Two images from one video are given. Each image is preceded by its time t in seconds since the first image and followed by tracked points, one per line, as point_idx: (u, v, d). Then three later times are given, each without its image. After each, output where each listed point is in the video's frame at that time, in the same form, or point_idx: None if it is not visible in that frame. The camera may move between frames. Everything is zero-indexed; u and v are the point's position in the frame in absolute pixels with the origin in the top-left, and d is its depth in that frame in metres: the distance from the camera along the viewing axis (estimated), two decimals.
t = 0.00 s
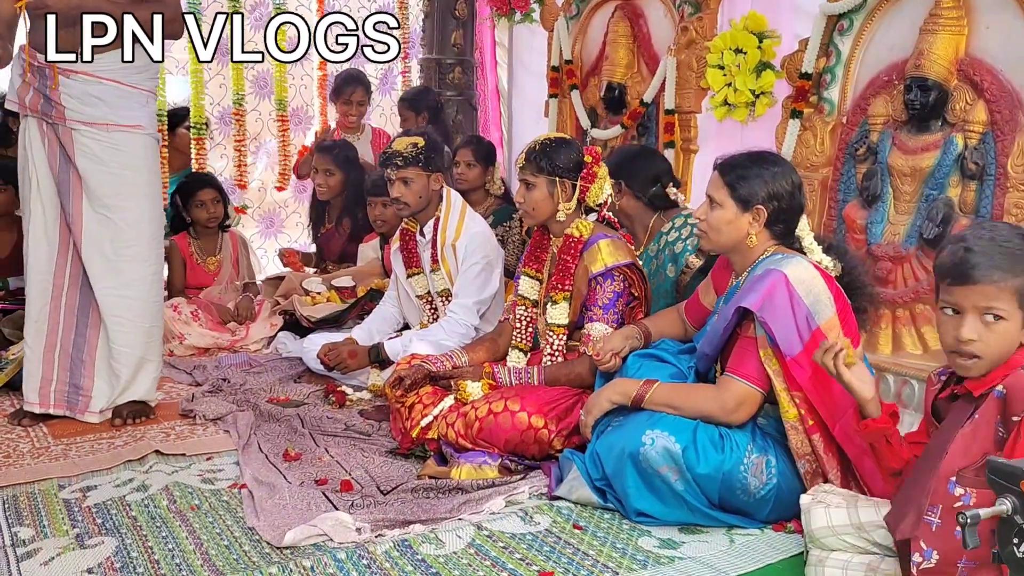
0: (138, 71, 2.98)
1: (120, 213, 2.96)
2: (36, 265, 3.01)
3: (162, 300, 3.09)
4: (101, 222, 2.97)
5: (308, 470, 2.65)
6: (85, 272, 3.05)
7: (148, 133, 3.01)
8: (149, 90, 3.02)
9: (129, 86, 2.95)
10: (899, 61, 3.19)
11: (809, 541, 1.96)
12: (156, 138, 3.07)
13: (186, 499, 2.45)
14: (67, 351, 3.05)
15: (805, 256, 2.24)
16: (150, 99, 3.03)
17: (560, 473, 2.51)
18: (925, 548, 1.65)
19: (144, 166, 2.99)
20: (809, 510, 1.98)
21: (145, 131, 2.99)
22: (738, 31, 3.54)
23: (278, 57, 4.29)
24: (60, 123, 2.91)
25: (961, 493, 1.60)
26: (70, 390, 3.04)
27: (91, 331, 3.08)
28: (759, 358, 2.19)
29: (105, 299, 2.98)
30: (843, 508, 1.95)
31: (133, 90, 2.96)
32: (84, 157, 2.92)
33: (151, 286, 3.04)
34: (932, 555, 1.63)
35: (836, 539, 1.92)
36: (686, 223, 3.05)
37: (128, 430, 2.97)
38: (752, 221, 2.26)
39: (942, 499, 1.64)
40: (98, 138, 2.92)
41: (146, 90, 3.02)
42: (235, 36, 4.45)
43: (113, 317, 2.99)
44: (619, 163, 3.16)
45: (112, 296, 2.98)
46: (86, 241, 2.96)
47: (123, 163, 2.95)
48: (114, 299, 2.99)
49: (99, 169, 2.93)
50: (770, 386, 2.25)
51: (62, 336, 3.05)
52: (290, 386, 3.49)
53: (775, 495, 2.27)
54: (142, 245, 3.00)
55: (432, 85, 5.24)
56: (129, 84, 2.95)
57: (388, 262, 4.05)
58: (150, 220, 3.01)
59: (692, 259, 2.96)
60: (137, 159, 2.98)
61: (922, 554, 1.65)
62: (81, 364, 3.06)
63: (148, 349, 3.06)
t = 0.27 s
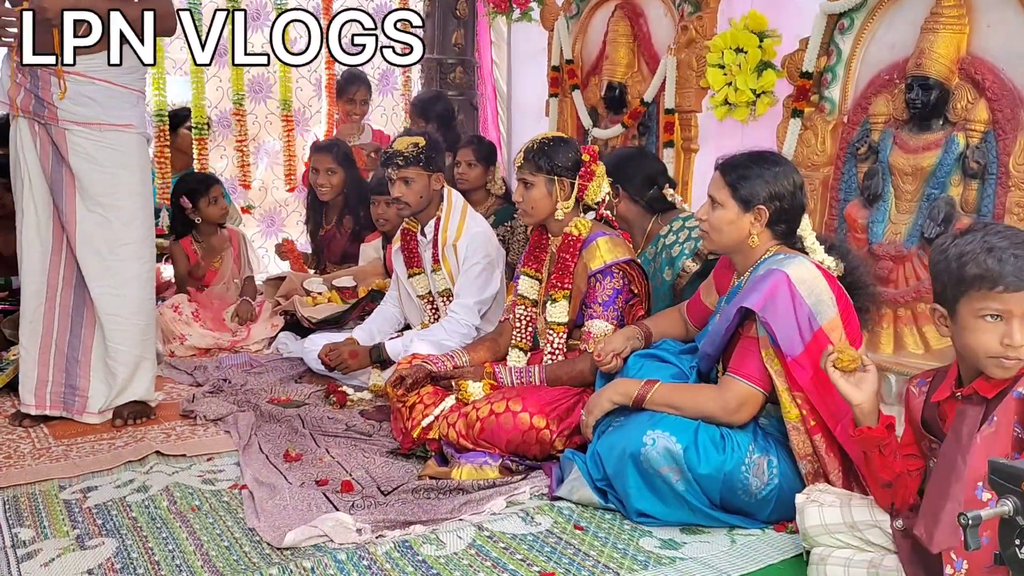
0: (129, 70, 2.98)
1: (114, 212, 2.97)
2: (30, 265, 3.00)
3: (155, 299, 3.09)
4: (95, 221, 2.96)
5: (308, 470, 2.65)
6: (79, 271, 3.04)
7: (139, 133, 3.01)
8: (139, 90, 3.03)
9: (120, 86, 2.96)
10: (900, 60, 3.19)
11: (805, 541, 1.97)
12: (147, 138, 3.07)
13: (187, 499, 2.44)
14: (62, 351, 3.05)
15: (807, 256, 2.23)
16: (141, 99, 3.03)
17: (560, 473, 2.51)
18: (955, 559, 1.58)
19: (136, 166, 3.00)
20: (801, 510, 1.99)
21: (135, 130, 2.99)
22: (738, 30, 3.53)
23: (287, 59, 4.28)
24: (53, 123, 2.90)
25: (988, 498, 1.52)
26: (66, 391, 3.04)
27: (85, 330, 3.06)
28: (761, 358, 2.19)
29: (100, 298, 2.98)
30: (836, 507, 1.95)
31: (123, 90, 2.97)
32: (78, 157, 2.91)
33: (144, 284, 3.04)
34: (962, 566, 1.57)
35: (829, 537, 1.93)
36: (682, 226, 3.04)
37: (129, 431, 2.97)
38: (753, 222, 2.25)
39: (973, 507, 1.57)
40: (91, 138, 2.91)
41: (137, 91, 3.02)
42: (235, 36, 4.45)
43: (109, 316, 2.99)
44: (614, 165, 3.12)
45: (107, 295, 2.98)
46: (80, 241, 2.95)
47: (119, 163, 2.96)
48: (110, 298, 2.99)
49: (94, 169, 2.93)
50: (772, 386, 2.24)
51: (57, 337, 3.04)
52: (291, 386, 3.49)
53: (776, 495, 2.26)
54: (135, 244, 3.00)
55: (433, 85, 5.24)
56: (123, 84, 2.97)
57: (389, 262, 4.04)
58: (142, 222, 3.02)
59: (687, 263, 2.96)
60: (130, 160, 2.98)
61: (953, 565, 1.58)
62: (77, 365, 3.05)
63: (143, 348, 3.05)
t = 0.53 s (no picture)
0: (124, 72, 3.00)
1: (109, 213, 2.98)
2: (23, 267, 2.99)
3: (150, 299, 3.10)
4: (93, 221, 2.97)
5: (310, 471, 2.65)
6: (73, 271, 3.04)
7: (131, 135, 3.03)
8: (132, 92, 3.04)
9: (113, 90, 2.98)
10: (902, 60, 3.19)
11: (810, 541, 1.97)
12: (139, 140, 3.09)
13: (189, 500, 2.44)
14: (57, 352, 3.04)
15: (809, 257, 2.23)
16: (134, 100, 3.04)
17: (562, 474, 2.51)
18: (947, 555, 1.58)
19: (130, 167, 3.02)
20: (808, 509, 1.98)
21: (127, 132, 3.01)
22: (741, 31, 3.53)
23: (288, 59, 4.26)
24: (47, 125, 2.90)
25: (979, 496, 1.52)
26: (61, 392, 3.04)
27: (80, 331, 3.06)
28: (763, 358, 2.19)
29: (96, 299, 2.98)
30: (843, 507, 1.94)
31: (117, 92, 2.99)
32: (74, 158, 2.92)
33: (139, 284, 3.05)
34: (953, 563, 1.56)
35: (835, 538, 1.92)
36: (692, 225, 3.04)
37: (131, 431, 2.98)
38: (754, 222, 2.25)
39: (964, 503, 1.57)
40: (85, 140, 2.93)
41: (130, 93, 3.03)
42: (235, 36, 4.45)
43: (105, 315, 2.99)
44: (623, 165, 3.14)
45: (103, 294, 2.98)
46: (77, 240, 2.95)
47: (113, 164, 2.97)
48: (106, 296, 2.98)
49: (89, 170, 2.93)
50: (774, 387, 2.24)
51: (52, 338, 3.04)
52: (293, 387, 3.50)
53: (779, 496, 2.26)
54: (129, 244, 3.01)
55: (434, 85, 5.24)
56: (116, 88, 2.99)
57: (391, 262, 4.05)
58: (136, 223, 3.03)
59: (695, 262, 2.96)
60: (124, 162, 3.00)
61: (945, 561, 1.58)
62: (72, 365, 3.05)
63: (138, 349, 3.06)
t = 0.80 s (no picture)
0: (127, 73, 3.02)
1: (106, 214, 2.98)
2: (20, 267, 2.99)
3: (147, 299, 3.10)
4: (91, 221, 2.97)
5: (314, 471, 2.65)
6: (71, 270, 3.04)
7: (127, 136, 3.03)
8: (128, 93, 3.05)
9: (110, 92, 2.98)
10: (906, 60, 3.18)
11: (819, 539, 1.96)
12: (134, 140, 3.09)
13: (193, 500, 2.44)
14: (55, 352, 3.04)
15: (812, 258, 2.22)
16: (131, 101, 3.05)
17: (565, 475, 2.50)
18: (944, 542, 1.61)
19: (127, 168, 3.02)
20: (818, 508, 1.97)
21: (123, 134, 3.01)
22: (745, 30, 3.52)
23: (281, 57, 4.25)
24: (45, 127, 2.90)
25: (977, 485, 1.58)
26: (60, 392, 3.04)
27: (78, 331, 3.06)
28: (767, 360, 2.18)
29: (94, 298, 2.97)
30: (854, 506, 1.94)
31: (113, 94, 2.99)
32: (72, 159, 2.92)
33: (136, 284, 3.05)
34: (951, 549, 1.60)
35: (846, 537, 1.91)
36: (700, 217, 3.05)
37: (135, 431, 2.98)
38: (756, 222, 2.25)
39: (958, 491, 1.60)
40: (83, 141, 2.93)
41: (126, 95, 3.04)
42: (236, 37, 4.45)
43: (103, 314, 2.99)
44: (637, 154, 3.13)
45: (101, 294, 2.98)
46: (75, 240, 2.94)
47: (111, 165, 2.98)
48: (103, 296, 2.98)
49: (87, 170, 2.94)
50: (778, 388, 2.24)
51: (50, 338, 3.03)
52: (297, 387, 3.50)
53: (783, 497, 2.25)
54: (126, 244, 3.02)
55: (437, 86, 5.24)
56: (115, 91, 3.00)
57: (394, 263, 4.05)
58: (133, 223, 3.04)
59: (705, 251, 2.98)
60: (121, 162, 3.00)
61: (941, 548, 1.61)
62: (70, 365, 3.05)
63: (136, 348, 3.06)
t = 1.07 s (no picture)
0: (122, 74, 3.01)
1: (106, 215, 2.98)
2: (21, 270, 2.99)
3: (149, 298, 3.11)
4: (91, 222, 2.97)
5: (317, 472, 2.65)
6: (72, 271, 3.04)
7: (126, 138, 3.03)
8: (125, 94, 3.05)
9: (110, 95, 2.99)
10: (910, 61, 3.17)
11: (824, 540, 1.95)
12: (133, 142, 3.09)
13: (196, 501, 2.44)
14: (57, 353, 3.05)
15: (816, 259, 2.22)
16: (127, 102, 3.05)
17: (569, 476, 2.50)
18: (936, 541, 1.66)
19: (127, 169, 3.02)
20: (824, 509, 1.96)
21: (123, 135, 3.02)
22: (748, 31, 3.52)
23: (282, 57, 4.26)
24: (44, 128, 2.91)
25: (968, 484, 1.62)
26: (62, 393, 3.04)
27: (80, 332, 3.06)
28: (771, 361, 2.18)
29: (95, 299, 2.98)
30: (860, 508, 1.93)
31: (113, 97, 3.00)
32: (72, 161, 2.92)
33: (137, 283, 3.05)
34: (944, 548, 1.64)
35: (852, 539, 1.91)
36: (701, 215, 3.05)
37: (138, 432, 2.98)
38: (758, 224, 2.24)
39: (948, 490, 1.64)
40: (82, 143, 2.93)
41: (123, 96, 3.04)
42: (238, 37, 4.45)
43: (104, 315, 3.00)
44: (638, 153, 3.13)
45: (102, 294, 2.99)
46: (75, 241, 2.95)
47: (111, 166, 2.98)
48: (104, 296, 2.99)
49: (87, 171, 2.94)
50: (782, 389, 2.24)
51: (51, 340, 3.04)
52: (300, 388, 3.51)
53: (787, 499, 2.25)
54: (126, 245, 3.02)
55: (440, 87, 5.23)
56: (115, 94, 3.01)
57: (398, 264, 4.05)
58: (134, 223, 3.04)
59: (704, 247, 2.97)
60: (121, 164, 3.01)
61: (934, 547, 1.66)
62: (72, 366, 3.05)
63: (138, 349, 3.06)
